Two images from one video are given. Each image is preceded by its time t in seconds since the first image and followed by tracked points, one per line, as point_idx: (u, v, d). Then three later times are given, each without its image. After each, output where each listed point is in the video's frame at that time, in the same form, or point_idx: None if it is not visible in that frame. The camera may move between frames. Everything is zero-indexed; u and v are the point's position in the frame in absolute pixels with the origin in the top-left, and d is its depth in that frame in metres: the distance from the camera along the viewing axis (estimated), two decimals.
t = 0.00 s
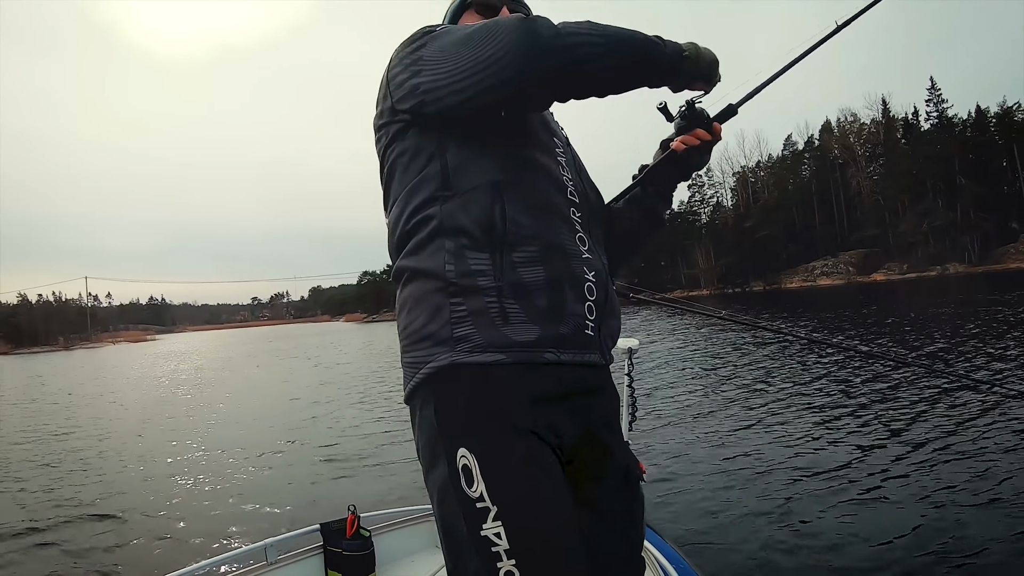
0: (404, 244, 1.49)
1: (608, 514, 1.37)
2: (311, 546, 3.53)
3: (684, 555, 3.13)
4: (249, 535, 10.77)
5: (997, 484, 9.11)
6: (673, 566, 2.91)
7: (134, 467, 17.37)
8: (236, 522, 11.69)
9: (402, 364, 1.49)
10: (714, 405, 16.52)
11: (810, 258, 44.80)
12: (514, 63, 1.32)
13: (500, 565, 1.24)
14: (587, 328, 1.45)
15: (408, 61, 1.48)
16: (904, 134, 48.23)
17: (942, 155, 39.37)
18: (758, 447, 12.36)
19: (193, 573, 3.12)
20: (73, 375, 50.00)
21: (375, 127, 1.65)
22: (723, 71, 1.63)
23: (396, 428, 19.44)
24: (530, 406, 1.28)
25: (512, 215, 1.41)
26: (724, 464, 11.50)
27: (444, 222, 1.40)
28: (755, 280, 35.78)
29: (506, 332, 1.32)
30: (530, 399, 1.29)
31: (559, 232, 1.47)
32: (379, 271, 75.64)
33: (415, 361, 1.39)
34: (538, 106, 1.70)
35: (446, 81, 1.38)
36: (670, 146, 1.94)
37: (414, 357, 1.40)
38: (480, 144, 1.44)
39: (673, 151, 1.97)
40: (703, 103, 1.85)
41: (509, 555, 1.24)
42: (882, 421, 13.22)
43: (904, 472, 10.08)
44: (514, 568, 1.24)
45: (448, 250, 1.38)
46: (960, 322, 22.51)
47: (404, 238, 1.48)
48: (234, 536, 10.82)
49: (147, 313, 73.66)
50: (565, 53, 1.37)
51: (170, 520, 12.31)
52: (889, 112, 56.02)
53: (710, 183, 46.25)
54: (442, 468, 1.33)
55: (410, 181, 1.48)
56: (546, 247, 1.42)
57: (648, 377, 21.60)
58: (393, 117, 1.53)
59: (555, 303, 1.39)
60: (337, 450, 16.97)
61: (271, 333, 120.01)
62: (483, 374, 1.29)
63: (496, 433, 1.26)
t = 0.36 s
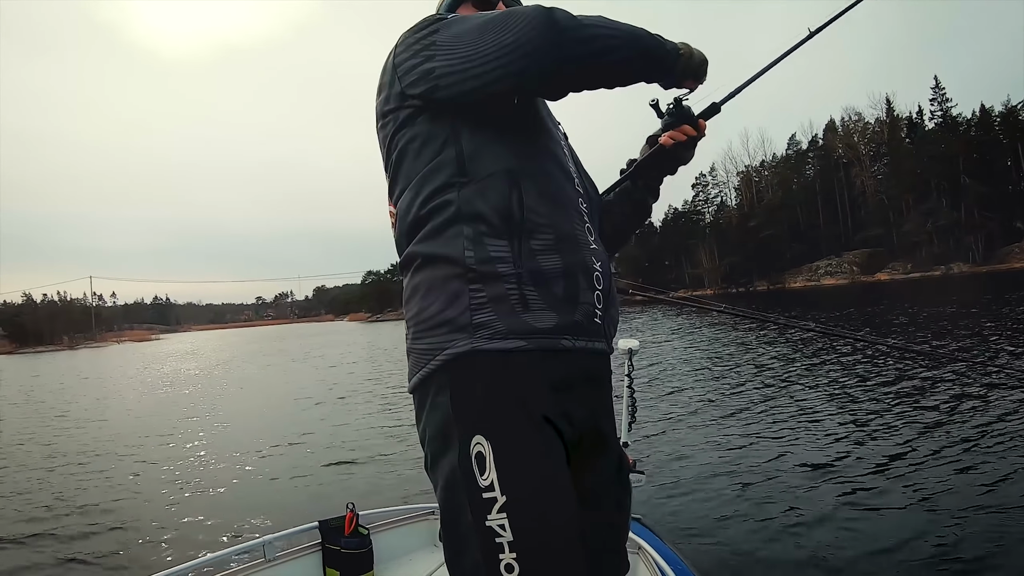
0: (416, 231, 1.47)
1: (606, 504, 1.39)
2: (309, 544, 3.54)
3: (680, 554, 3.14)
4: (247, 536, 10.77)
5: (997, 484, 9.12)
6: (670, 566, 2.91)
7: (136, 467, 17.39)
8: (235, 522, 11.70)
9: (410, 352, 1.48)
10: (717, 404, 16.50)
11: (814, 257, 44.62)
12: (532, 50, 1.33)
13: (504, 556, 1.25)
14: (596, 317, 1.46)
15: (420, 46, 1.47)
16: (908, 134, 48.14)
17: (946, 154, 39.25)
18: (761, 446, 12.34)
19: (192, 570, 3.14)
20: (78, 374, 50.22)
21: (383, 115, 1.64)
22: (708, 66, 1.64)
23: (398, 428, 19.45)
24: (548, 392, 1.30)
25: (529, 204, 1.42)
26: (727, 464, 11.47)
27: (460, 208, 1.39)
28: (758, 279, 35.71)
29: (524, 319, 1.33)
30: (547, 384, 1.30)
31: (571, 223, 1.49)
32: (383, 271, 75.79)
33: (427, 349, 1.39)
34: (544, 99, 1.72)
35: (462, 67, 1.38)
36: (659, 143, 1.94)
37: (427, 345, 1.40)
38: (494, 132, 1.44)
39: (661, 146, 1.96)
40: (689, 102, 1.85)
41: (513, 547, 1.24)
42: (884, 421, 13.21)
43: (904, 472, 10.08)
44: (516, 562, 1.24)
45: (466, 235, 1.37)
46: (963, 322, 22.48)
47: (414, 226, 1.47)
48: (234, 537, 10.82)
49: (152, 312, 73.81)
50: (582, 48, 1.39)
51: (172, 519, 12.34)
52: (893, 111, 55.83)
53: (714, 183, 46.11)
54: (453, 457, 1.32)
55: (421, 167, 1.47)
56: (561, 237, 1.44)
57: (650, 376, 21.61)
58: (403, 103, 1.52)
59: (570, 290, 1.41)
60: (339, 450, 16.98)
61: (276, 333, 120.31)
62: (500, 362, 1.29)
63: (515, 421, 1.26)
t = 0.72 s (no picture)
0: (428, 229, 1.47)
1: (613, 502, 1.39)
2: (310, 544, 3.54)
3: (680, 554, 3.15)
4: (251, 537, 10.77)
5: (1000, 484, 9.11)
6: (671, 566, 2.92)
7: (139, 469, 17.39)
8: (238, 524, 11.68)
9: (419, 347, 1.49)
10: (719, 404, 16.50)
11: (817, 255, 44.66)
12: (545, 54, 1.33)
13: (510, 552, 1.26)
14: (604, 316, 1.47)
15: (434, 48, 1.46)
16: (911, 132, 47.94)
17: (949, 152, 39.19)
18: (764, 447, 12.33)
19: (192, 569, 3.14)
20: (81, 375, 50.33)
21: (394, 112, 1.64)
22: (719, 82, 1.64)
23: (400, 428, 19.49)
24: (558, 388, 1.30)
25: (542, 204, 1.43)
26: (730, 464, 11.47)
27: (475, 205, 1.39)
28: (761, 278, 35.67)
29: (535, 316, 1.33)
30: (557, 380, 1.31)
31: (582, 223, 1.50)
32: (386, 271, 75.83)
33: (438, 346, 1.40)
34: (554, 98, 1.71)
35: (476, 66, 1.38)
36: (660, 149, 1.94)
37: (439, 342, 1.40)
38: (508, 132, 1.45)
39: (663, 151, 1.96)
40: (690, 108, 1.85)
41: (519, 542, 1.25)
42: (888, 420, 13.17)
43: (907, 472, 10.08)
44: (523, 557, 1.25)
45: (480, 234, 1.37)
46: (965, 321, 22.46)
47: (427, 222, 1.46)
48: (236, 538, 10.82)
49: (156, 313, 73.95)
50: (595, 52, 1.40)
51: (176, 520, 12.40)
52: (896, 109, 55.69)
53: (716, 182, 46.13)
54: (462, 452, 1.32)
55: (434, 165, 1.47)
56: (572, 239, 1.45)
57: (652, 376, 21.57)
58: (415, 102, 1.52)
59: (580, 289, 1.42)
60: (342, 451, 17.00)
61: (278, 334, 120.28)
62: (514, 359, 1.29)
63: (527, 419, 1.26)
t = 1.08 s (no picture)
0: (425, 228, 1.48)
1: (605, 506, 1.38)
2: (310, 544, 3.55)
3: (680, 553, 3.15)
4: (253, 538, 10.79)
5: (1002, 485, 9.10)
6: (672, 565, 2.92)
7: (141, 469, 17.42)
8: (239, 525, 11.68)
9: (415, 345, 1.50)
10: (722, 403, 16.49)
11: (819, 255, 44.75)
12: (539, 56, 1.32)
13: (499, 550, 1.26)
14: (599, 317, 1.47)
15: (435, 47, 1.47)
16: (913, 131, 47.82)
17: (951, 151, 39.07)
18: (765, 446, 12.32)
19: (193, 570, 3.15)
20: (86, 376, 50.51)
21: (397, 111, 1.64)
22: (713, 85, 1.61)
23: (402, 428, 19.53)
24: (548, 390, 1.30)
25: (537, 205, 1.43)
26: (731, 463, 11.46)
27: (470, 206, 1.40)
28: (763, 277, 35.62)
29: (524, 319, 1.34)
30: (547, 381, 1.30)
31: (578, 226, 1.49)
32: (389, 272, 75.95)
33: (432, 346, 1.40)
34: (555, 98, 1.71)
35: (475, 66, 1.38)
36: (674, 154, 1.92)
37: (432, 341, 1.40)
38: (506, 134, 1.45)
39: (677, 160, 1.95)
40: (705, 117, 1.83)
41: (509, 540, 1.25)
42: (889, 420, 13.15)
43: (908, 472, 10.08)
44: (512, 556, 1.25)
45: (473, 235, 1.38)
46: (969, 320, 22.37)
47: (424, 222, 1.47)
48: (238, 539, 10.84)
49: (159, 314, 74.15)
50: (597, 53, 1.39)
51: (177, 521, 12.44)
52: (898, 108, 55.58)
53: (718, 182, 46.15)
54: (453, 451, 1.33)
55: (432, 165, 1.48)
56: (566, 240, 1.45)
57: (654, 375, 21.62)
58: (416, 101, 1.52)
59: (573, 292, 1.42)
60: (344, 451, 17.03)
61: (280, 334, 120.45)
62: (505, 361, 1.30)
63: (518, 422, 1.26)
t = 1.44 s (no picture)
0: (409, 230, 1.49)
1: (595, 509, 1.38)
2: (309, 542, 3.57)
3: (679, 553, 3.14)
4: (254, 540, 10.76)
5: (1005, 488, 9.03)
6: (671, 566, 2.91)
7: (141, 471, 17.42)
8: (238, 527, 11.68)
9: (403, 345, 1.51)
10: (724, 403, 16.46)
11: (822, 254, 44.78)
12: (501, 61, 1.32)
13: (482, 551, 1.26)
14: (584, 322, 1.45)
15: (417, 47, 1.47)
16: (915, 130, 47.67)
17: (952, 150, 38.92)
18: (767, 446, 12.30)
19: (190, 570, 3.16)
20: (91, 376, 50.78)
21: (386, 110, 1.65)
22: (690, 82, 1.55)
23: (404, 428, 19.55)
24: (525, 394, 1.30)
25: (516, 206, 1.41)
26: (732, 464, 11.45)
27: (448, 209, 1.40)
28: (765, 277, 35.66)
29: (499, 322, 1.33)
30: (524, 386, 1.30)
31: (561, 226, 1.47)
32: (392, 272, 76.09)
33: (415, 347, 1.41)
34: (546, 94, 1.69)
35: (453, 66, 1.38)
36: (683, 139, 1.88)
37: (413, 343, 1.42)
38: (486, 133, 1.43)
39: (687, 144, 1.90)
40: (715, 100, 1.80)
41: (492, 542, 1.25)
42: (891, 421, 13.11)
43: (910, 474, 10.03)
44: (496, 556, 1.25)
45: (450, 239, 1.38)
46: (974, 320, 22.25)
47: (408, 225, 1.48)
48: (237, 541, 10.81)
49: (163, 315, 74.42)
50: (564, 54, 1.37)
51: (178, 521, 12.50)
52: (901, 107, 55.42)
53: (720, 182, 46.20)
54: (434, 453, 1.33)
55: (416, 167, 1.49)
56: (546, 241, 1.43)
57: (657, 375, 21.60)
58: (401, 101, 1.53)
59: (554, 294, 1.40)
60: (346, 451, 17.05)
61: (283, 334, 120.64)
62: (481, 365, 1.29)
63: (495, 426, 1.26)
